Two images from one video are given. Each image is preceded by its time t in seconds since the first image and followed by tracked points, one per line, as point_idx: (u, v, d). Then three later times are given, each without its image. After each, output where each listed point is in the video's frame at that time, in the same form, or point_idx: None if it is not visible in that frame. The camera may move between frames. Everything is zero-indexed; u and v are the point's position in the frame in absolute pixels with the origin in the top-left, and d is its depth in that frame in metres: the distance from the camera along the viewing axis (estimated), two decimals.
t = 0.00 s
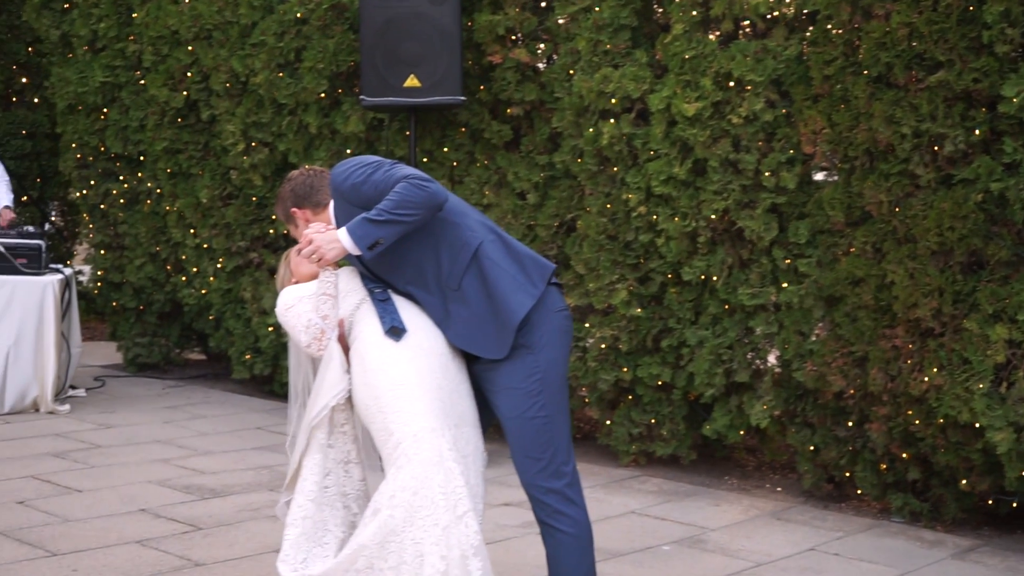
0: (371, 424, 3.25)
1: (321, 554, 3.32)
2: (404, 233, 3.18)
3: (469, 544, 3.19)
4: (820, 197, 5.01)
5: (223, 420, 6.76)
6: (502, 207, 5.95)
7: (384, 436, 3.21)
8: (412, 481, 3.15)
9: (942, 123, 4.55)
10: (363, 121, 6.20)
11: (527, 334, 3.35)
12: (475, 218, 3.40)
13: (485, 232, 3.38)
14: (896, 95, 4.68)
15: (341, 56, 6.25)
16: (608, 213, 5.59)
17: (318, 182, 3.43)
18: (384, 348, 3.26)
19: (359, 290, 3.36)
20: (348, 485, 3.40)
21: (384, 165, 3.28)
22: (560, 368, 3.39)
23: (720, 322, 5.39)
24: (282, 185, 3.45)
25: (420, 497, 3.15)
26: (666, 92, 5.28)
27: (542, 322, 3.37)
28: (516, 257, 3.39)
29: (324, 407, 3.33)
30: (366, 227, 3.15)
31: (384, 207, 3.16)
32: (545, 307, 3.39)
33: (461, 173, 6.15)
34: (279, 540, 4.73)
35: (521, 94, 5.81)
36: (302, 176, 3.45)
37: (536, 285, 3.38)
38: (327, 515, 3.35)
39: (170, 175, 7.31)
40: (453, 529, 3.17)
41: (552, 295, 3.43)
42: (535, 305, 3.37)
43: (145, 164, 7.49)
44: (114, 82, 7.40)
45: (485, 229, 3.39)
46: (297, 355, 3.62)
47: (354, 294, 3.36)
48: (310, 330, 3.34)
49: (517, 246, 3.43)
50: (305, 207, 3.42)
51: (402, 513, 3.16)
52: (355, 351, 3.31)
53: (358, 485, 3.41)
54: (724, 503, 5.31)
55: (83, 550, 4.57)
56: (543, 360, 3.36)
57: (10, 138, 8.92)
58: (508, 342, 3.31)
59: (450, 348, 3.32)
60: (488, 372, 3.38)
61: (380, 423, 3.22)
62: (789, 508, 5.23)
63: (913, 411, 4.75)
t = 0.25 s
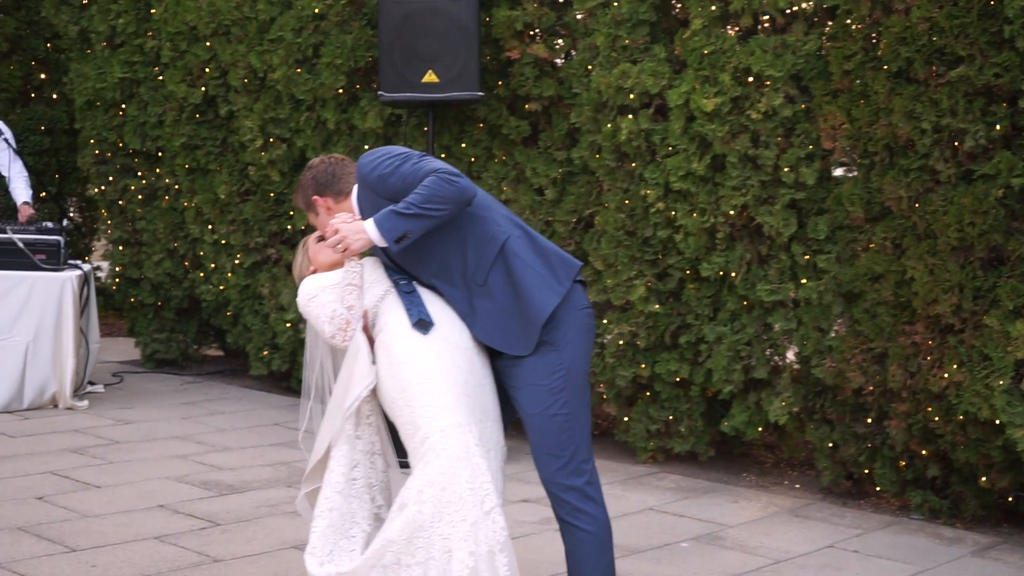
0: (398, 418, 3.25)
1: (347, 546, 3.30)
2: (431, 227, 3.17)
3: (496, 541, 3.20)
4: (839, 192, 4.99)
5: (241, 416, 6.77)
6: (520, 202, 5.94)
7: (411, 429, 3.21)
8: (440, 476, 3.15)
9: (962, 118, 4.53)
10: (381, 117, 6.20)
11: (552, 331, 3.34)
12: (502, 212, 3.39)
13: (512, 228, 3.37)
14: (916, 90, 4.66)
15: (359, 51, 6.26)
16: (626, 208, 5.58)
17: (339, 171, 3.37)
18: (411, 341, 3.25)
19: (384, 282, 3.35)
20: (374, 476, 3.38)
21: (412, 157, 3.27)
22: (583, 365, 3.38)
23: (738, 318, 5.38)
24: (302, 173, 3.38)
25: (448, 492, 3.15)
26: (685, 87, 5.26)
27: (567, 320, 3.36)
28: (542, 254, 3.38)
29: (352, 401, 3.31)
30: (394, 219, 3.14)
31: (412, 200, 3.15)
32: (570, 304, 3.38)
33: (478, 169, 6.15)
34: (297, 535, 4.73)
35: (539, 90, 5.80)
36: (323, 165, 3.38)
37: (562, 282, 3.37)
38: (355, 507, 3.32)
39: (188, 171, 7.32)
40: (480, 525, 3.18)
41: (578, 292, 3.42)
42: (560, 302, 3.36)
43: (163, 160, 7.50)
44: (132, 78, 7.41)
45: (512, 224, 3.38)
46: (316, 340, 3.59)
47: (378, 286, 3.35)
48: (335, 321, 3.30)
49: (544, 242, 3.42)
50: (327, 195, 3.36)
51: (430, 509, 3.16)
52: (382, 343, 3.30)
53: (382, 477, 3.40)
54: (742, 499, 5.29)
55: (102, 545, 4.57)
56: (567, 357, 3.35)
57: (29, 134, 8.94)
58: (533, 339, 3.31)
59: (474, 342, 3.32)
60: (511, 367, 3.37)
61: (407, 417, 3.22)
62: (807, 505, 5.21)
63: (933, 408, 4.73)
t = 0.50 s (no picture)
0: (427, 414, 3.25)
1: (376, 536, 3.32)
2: (466, 222, 3.15)
3: (525, 537, 3.23)
4: (859, 190, 4.96)
5: (259, 414, 6.77)
6: (538, 200, 5.94)
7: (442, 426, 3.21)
8: (473, 474, 3.16)
9: (982, 115, 4.51)
10: (398, 115, 6.20)
11: (579, 330, 3.33)
12: (535, 208, 3.36)
13: (545, 225, 3.35)
14: (935, 87, 4.64)
15: (376, 49, 6.27)
16: (644, 206, 5.56)
17: (362, 146, 3.31)
18: (441, 335, 3.24)
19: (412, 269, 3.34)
20: (399, 464, 3.41)
21: (451, 146, 3.24)
22: (608, 367, 3.37)
23: (756, 316, 5.36)
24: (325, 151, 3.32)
25: (478, 491, 3.17)
26: (703, 85, 5.25)
27: (595, 321, 3.35)
28: (574, 252, 3.36)
29: (386, 389, 3.28)
30: (431, 210, 3.12)
31: (450, 194, 3.13)
32: (599, 304, 3.36)
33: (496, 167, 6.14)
34: (315, 533, 4.73)
35: (557, 88, 5.80)
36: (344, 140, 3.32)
37: (592, 282, 3.35)
38: (384, 495, 3.35)
39: (205, 170, 7.33)
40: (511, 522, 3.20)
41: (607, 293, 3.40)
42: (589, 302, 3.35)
43: (181, 158, 7.52)
44: (150, 77, 7.42)
45: (544, 221, 3.36)
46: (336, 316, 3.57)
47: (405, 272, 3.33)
48: (361, 307, 3.28)
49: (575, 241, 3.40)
50: (354, 173, 3.29)
51: (461, 507, 3.17)
52: (410, 335, 3.29)
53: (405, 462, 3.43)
54: (761, 498, 5.27)
55: (121, 543, 4.58)
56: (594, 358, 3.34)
57: (47, 132, 8.97)
58: (562, 339, 3.29)
59: (500, 337, 3.32)
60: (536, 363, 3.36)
61: (437, 413, 3.22)
62: (826, 504, 5.19)
63: (953, 406, 4.70)
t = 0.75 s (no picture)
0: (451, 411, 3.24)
1: (407, 524, 3.27)
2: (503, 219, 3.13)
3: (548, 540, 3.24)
4: (873, 190, 4.94)
5: (272, 415, 6.77)
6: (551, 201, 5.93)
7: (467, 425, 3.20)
8: (501, 474, 3.17)
9: (997, 115, 4.50)
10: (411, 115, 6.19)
11: (605, 335, 3.31)
12: (569, 211, 3.34)
13: (577, 228, 3.33)
14: (950, 87, 4.62)
15: (389, 50, 6.28)
16: (658, 207, 5.55)
17: (391, 120, 3.23)
18: (468, 331, 3.21)
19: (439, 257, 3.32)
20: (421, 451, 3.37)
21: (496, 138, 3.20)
22: (628, 375, 3.35)
23: (770, 317, 5.34)
24: (354, 121, 3.25)
25: (505, 494, 3.18)
26: (717, 85, 5.23)
27: (619, 328, 3.33)
28: (605, 257, 3.34)
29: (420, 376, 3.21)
30: (471, 204, 3.10)
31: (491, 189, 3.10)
32: (625, 314, 3.35)
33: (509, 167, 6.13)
34: (329, 534, 4.73)
35: (570, 88, 5.79)
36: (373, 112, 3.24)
37: (621, 290, 3.33)
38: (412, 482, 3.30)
39: (218, 170, 7.33)
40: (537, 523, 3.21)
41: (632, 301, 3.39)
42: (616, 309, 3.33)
43: (194, 158, 7.52)
44: (163, 77, 7.43)
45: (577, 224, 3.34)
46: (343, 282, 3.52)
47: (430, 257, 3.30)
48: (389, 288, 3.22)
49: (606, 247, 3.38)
50: (384, 145, 3.23)
51: (488, 509, 3.18)
52: (436, 326, 3.25)
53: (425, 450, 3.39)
54: (775, 500, 5.26)
55: (134, 544, 4.58)
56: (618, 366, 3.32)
57: (60, 133, 8.98)
58: (586, 343, 3.27)
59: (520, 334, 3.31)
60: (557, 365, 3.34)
61: (462, 411, 3.21)
62: (840, 505, 5.18)
63: (968, 407, 4.68)
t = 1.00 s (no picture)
0: (471, 418, 3.25)
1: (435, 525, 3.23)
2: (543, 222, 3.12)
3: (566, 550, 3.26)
4: (885, 192, 4.93)
5: (283, 417, 6.78)
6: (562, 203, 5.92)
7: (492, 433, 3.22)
8: (526, 483, 3.20)
9: (1010, 116, 4.48)
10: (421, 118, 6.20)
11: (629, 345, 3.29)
12: (603, 220, 3.33)
13: (610, 238, 3.31)
14: (962, 89, 4.61)
15: (400, 52, 6.30)
16: (668, 209, 5.54)
17: (430, 93, 3.21)
18: (492, 335, 3.23)
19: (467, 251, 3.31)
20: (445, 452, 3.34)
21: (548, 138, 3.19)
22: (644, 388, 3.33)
23: (781, 319, 5.33)
24: (393, 87, 3.21)
25: (527, 502, 3.20)
26: (728, 87, 5.22)
27: (642, 340, 3.32)
28: (636, 269, 3.33)
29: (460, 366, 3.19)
30: (514, 202, 3.09)
31: (536, 191, 3.09)
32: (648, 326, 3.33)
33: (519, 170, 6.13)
34: (340, 536, 4.72)
35: (581, 91, 5.79)
36: (412, 82, 3.21)
37: (649, 305, 3.32)
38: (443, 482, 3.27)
39: (229, 173, 7.34)
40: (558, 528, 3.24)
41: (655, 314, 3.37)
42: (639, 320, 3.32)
43: (205, 161, 7.53)
44: (174, 80, 7.44)
45: (609, 233, 3.32)
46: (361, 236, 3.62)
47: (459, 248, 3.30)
48: (419, 273, 3.19)
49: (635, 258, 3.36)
50: (422, 117, 3.21)
51: (511, 517, 3.19)
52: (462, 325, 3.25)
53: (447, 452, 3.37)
54: (786, 502, 5.25)
55: (145, 546, 4.58)
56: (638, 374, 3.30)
57: (71, 136, 9.00)
58: (607, 352, 3.25)
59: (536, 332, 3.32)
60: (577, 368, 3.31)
61: (485, 417, 3.22)
62: (852, 508, 5.16)
63: (980, 410, 4.67)
